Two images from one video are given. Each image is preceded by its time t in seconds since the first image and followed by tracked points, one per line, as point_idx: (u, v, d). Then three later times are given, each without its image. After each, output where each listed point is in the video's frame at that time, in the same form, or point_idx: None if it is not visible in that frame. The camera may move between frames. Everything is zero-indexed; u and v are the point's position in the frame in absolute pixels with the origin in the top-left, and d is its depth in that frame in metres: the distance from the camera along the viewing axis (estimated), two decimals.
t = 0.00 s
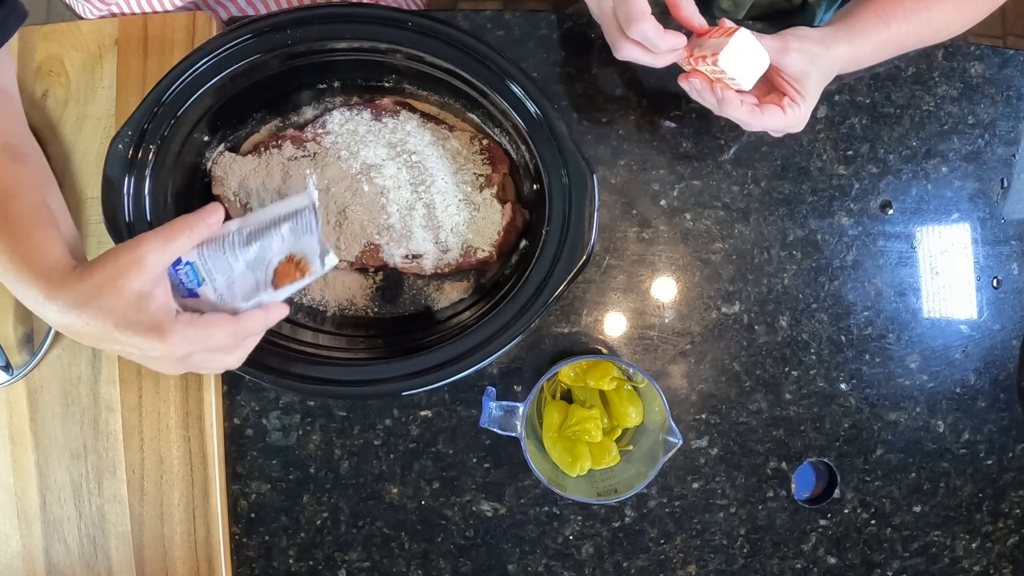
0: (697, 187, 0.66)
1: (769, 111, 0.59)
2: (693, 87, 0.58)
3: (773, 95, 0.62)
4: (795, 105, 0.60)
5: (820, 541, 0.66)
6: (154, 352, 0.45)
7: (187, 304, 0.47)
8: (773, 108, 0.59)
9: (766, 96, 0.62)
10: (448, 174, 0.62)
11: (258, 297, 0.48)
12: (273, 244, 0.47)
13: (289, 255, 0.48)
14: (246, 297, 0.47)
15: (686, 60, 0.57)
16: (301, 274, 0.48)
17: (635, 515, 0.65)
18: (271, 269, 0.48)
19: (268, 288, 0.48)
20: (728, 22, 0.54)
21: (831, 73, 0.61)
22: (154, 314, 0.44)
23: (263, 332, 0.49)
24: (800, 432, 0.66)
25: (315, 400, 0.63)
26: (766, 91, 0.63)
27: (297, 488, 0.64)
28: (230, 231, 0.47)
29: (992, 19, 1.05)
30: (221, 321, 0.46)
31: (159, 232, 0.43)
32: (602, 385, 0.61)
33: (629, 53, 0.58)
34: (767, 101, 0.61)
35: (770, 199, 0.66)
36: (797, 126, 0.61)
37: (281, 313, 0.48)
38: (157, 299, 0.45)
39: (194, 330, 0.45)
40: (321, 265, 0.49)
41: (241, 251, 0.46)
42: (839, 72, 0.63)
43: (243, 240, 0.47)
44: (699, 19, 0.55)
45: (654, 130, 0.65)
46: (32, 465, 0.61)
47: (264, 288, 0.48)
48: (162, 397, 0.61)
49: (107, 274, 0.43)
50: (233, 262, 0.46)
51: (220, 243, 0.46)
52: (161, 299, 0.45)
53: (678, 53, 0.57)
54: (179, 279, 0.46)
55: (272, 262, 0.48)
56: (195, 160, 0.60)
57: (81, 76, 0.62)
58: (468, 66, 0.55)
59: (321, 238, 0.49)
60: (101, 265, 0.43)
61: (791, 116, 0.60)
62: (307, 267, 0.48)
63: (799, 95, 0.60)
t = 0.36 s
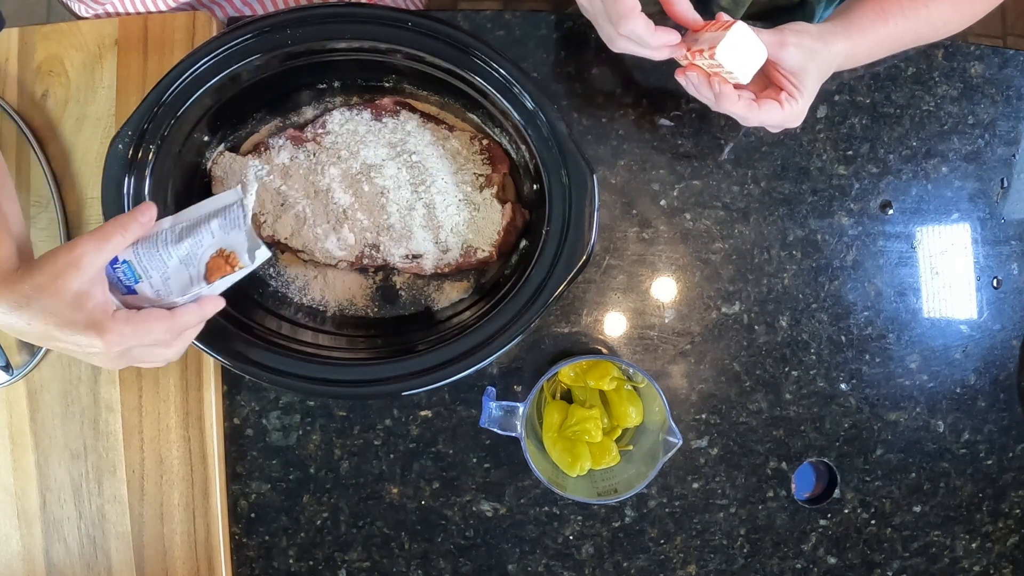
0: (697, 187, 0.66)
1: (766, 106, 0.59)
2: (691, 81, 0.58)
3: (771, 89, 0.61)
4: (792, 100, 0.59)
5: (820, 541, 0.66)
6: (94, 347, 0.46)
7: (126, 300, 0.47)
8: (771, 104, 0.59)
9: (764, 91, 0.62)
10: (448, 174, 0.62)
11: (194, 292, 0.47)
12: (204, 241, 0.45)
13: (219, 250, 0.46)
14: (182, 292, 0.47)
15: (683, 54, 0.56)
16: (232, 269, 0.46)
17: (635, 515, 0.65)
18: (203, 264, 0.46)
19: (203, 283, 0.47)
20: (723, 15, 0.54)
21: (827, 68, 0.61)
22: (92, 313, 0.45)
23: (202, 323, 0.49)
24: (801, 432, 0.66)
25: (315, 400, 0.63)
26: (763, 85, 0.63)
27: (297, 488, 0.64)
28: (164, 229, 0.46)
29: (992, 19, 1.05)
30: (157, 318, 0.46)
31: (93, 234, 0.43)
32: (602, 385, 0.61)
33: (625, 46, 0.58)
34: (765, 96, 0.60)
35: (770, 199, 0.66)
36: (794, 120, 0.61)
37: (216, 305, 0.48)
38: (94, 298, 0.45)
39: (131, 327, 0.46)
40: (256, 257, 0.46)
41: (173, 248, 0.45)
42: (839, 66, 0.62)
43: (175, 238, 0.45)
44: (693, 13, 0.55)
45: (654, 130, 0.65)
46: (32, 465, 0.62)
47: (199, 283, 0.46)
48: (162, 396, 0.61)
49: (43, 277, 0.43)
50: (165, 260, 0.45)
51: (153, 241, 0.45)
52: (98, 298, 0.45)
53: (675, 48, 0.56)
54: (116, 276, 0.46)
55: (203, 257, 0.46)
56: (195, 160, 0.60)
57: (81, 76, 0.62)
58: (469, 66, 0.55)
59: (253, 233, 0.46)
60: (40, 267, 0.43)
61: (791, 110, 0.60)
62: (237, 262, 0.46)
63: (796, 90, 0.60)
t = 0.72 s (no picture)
0: (698, 187, 0.66)
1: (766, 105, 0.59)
2: (690, 81, 0.58)
3: (771, 88, 0.61)
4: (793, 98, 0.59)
5: (820, 541, 0.66)
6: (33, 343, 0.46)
7: (64, 298, 0.47)
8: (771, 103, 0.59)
9: (764, 90, 0.62)
10: (449, 174, 0.62)
11: (129, 286, 0.47)
12: (136, 233, 0.46)
13: (152, 243, 0.46)
14: (117, 287, 0.47)
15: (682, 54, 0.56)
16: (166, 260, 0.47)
17: (635, 515, 0.65)
18: (136, 257, 0.46)
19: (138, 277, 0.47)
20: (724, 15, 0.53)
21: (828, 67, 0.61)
22: (31, 309, 0.46)
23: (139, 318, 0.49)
24: (801, 432, 0.66)
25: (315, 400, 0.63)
26: (763, 85, 0.63)
27: (297, 488, 0.64)
28: (97, 225, 0.46)
29: (992, 19, 1.05)
30: (94, 313, 0.46)
31: (30, 232, 0.44)
32: (602, 385, 0.61)
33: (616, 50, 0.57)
34: (766, 95, 0.60)
35: (770, 199, 0.66)
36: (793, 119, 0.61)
37: (152, 300, 0.49)
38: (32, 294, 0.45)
39: (68, 322, 0.46)
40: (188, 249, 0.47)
41: (107, 241, 0.46)
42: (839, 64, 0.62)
43: (109, 232, 0.46)
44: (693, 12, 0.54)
45: (654, 130, 0.65)
46: (32, 465, 0.62)
47: (133, 277, 0.46)
48: (162, 396, 0.61)
49: None
50: (100, 254, 0.46)
51: (87, 237, 0.46)
52: (35, 294, 0.46)
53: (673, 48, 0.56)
54: (53, 273, 0.46)
55: (137, 249, 0.46)
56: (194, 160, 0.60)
57: (81, 76, 0.62)
58: (469, 66, 0.55)
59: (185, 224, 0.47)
60: None
61: (791, 109, 0.59)
62: (169, 253, 0.46)
63: (797, 90, 0.60)
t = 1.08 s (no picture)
0: (697, 187, 0.66)
1: (772, 99, 0.59)
2: (689, 82, 0.59)
3: (772, 80, 0.61)
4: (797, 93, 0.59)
5: (820, 541, 0.66)
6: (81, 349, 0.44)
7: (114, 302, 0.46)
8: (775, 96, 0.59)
9: (765, 83, 0.62)
10: (449, 174, 0.62)
11: (186, 290, 0.46)
12: (195, 233, 0.46)
13: (211, 243, 0.47)
14: (173, 290, 0.46)
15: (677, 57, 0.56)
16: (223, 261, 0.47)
17: (635, 515, 0.65)
18: (193, 258, 0.46)
19: (194, 279, 0.46)
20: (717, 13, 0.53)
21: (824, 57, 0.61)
22: (81, 312, 0.44)
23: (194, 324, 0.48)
24: (801, 432, 0.66)
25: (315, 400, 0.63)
26: (762, 77, 0.63)
27: (297, 488, 0.64)
28: (152, 226, 0.46)
29: (992, 18, 1.05)
30: (149, 317, 0.45)
31: (83, 230, 0.43)
32: (602, 385, 0.61)
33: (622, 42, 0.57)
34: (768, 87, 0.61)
35: (770, 199, 0.66)
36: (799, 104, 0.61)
37: (208, 307, 0.47)
38: (82, 296, 0.44)
39: (120, 325, 0.44)
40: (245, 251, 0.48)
41: (163, 243, 0.45)
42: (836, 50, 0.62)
43: (165, 233, 0.46)
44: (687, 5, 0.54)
45: (654, 130, 0.65)
46: (32, 465, 0.62)
47: (191, 279, 0.46)
48: (162, 396, 0.61)
49: (35, 273, 0.43)
50: (156, 255, 0.45)
51: (142, 237, 0.45)
52: (87, 296, 0.44)
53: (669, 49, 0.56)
54: (107, 276, 0.45)
55: (195, 250, 0.46)
56: (195, 160, 0.60)
57: (81, 76, 0.62)
58: (469, 66, 0.55)
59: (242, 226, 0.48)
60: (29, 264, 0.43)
61: (794, 98, 0.59)
62: (229, 254, 0.47)
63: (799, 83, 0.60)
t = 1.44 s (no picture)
0: (697, 187, 0.66)
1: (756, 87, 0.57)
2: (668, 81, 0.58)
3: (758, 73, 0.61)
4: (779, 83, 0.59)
5: (820, 541, 0.66)
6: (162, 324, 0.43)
7: (188, 273, 0.45)
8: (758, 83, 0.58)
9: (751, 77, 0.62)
10: (449, 174, 0.62)
11: (262, 249, 0.45)
12: (266, 188, 0.44)
13: (285, 196, 0.45)
14: (249, 253, 0.44)
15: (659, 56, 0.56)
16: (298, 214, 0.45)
17: (635, 515, 0.65)
18: (267, 215, 0.44)
19: (270, 237, 0.45)
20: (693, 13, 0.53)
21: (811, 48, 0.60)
22: (156, 286, 0.42)
23: (270, 289, 0.46)
24: (801, 432, 0.66)
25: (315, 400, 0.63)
26: (749, 71, 0.63)
27: (297, 488, 0.64)
28: (219, 189, 0.44)
29: (992, 18, 1.05)
30: (226, 285, 0.43)
31: (148, 203, 0.40)
32: (602, 385, 0.61)
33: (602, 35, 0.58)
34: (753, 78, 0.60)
35: (770, 199, 0.66)
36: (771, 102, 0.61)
37: (284, 268, 0.45)
38: (155, 271, 0.42)
39: (199, 297, 0.43)
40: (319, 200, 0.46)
41: (233, 203, 0.44)
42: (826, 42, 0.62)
43: (233, 193, 0.44)
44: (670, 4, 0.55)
45: (654, 131, 0.65)
46: (32, 465, 0.62)
47: (267, 237, 0.45)
48: (162, 396, 0.61)
49: (101, 252, 0.41)
50: (227, 218, 0.43)
51: (211, 201, 0.43)
52: (159, 271, 0.43)
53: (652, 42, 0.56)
54: (178, 247, 0.44)
55: (268, 206, 0.44)
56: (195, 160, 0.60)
57: (81, 76, 0.62)
58: (469, 66, 0.55)
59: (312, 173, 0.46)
60: (94, 244, 0.41)
61: (779, 89, 0.58)
62: (305, 204, 0.45)
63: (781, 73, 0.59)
